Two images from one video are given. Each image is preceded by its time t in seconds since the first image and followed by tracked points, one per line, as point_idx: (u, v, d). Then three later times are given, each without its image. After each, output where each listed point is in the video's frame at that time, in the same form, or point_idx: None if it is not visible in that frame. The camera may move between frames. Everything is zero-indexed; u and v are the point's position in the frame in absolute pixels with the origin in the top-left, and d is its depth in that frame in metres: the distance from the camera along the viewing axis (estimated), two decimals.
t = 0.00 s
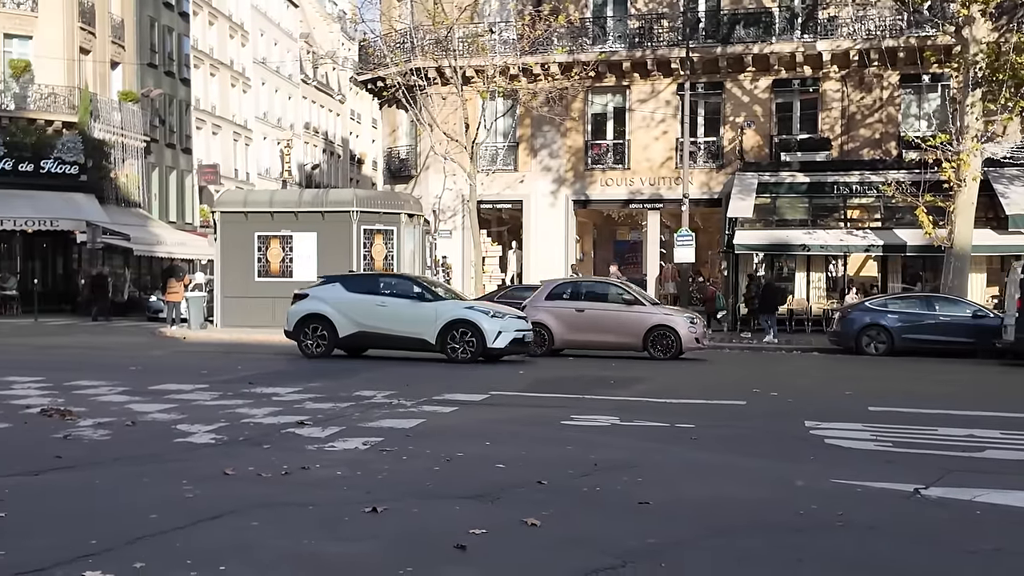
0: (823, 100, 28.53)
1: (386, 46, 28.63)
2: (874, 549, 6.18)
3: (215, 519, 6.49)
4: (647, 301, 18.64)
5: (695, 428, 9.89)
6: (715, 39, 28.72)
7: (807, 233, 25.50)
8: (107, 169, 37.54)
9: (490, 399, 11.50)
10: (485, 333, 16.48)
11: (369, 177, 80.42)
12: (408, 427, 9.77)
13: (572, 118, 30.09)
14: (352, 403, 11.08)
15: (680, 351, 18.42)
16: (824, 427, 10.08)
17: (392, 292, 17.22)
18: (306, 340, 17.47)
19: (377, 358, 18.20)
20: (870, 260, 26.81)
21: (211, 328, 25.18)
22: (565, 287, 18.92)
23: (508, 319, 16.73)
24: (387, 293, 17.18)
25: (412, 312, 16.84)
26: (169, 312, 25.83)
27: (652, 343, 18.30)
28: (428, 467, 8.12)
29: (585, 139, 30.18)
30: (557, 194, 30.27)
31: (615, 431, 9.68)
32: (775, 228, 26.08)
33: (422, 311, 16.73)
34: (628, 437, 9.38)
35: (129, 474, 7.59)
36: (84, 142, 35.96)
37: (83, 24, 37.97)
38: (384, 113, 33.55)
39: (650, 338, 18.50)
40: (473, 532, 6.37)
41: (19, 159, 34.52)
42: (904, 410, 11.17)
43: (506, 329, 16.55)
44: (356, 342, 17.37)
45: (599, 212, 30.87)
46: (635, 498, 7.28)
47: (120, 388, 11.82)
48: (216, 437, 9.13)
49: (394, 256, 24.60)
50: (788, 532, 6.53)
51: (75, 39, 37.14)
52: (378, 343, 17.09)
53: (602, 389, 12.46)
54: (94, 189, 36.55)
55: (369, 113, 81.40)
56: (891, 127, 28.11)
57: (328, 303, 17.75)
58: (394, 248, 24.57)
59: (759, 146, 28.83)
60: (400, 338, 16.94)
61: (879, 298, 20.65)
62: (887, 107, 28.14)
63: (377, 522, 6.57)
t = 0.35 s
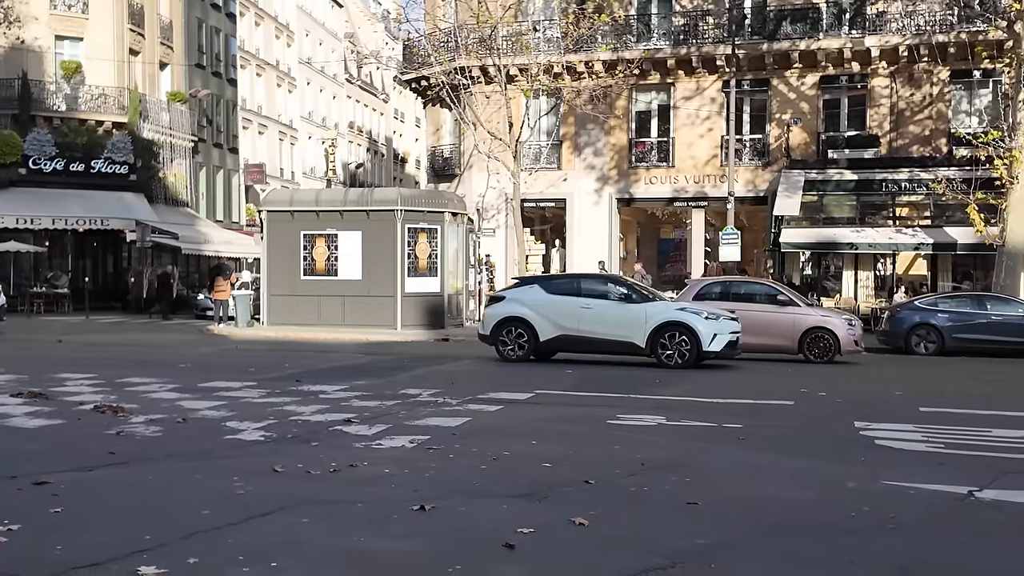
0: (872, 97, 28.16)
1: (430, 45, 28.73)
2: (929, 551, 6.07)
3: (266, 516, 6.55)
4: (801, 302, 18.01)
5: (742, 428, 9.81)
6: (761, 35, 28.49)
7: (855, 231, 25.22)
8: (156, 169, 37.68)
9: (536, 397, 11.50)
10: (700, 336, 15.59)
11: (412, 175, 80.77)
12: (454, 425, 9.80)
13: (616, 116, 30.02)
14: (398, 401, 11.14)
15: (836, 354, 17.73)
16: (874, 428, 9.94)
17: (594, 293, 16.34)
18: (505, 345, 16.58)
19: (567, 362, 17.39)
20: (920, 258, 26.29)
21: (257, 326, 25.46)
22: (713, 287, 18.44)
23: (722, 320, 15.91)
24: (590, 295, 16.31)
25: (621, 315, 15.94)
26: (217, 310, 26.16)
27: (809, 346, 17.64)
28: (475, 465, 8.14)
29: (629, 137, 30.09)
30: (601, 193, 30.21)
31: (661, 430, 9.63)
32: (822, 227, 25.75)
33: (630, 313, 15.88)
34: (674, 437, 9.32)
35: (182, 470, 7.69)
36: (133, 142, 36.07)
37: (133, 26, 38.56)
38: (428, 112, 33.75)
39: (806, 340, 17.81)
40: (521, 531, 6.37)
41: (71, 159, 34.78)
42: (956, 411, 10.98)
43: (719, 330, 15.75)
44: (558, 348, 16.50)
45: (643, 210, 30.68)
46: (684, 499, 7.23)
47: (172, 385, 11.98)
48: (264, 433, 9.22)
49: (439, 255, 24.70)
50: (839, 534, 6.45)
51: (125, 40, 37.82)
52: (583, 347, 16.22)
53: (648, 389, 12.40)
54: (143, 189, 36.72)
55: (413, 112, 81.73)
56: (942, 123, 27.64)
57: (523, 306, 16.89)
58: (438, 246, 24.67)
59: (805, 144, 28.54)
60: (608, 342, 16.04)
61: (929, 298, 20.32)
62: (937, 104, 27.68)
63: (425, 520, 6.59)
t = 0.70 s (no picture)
0: (922, 93, 27.76)
1: (474, 44, 28.71)
2: (990, 554, 5.96)
3: (319, 513, 6.60)
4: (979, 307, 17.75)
5: (793, 428, 9.71)
6: (808, 31, 28.21)
7: (906, 229, 24.73)
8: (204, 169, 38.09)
9: (583, 396, 11.49)
10: (952, 343, 14.60)
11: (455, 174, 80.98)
12: (503, 424, 9.81)
13: (661, 113, 29.87)
14: (446, 399, 11.18)
15: (1019, 359, 17.20)
16: (927, 428, 9.80)
17: (829, 296, 15.39)
18: (731, 353, 15.70)
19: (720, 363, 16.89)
20: (971, 256, 26.14)
21: (304, 324, 25.70)
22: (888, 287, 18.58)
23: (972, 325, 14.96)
24: (823, 297, 15.37)
25: (863, 320, 14.97)
26: (264, 308, 26.42)
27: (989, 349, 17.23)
28: (525, 463, 8.15)
29: (674, 134, 29.94)
30: (646, 191, 30.10)
31: (710, 430, 9.56)
32: (871, 224, 25.32)
33: (873, 317, 14.92)
34: (724, 436, 9.26)
35: (235, 467, 7.77)
36: (182, 142, 36.54)
37: (182, 27, 39.07)
38: (472, 111, 33.85)
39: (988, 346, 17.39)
40: (573, 530, 6.36)
41: (122, 159, 35.31)
42: (1012, 412, 10.78)
43: (972, 337, 14.75)
44: (787, 354, 15.56)
45: (688, 208, 30.47)
46: (736, 499, 7.17)
47: (223, 382, 12.12)
48: (315, 431, 9.30)
49: (483, 254, 24.70)
50: (894, 536, 6.37)
51: (174, 41, 38.35)
52: (818, 353, 15.26)
53: (696, 388, 12.32)
54: (192, 188, 37.23)
55: (455, 110, 81.94)
56: (994, 120, 27.20)
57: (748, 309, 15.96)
58: (482, 244, 24.75)
59: (854, 140, 28.16)
60: (847, 348, 15.08)
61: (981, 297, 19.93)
62: (989, 100, 27.24)
63: (476, 518, 6.59)
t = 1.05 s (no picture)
0: (968, 89, 27.38)
1: (515, 42, 28.75)
2: None
3: (367, 509, 6.63)
4: None
5: (840, 428, 9.62)
6: (852, 28, 27.88)
7: (952, 227, 24.47)
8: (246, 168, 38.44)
9: (626, 395, 11.46)
10: None
11: (494, 172, 81.06)
12: (546, 422, 9.81)
13: (702, 110, 29.75)
14: (489, 397, 11.21)
15: None
16: (977, 428, 9.65)
17: None
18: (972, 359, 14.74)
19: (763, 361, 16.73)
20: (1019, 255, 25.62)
21: (344, 322, 25.86)
22: None
23: None
24: None
25: None
26: (305, 306, 26.65)
27: None
28: (570, 462, 8.14)
29: (715, 132, 29.78)
30: (686, 189, 29.96)
31: (754, 430, 9.49)
32: (915, 222, 25.11)
33: None
34: (769, 436, 9.19)
35: (282, 463, 7.84)
36: (225, 142, 36.99)
37: (224, 27, 39.51)
38: (512, 110, 33.88)
39: None
40: (621, 529, 6.33)
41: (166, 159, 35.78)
42: None
43: None
44: None
45: (729, 206, 30.26)
46: (783, 499, 7.11)
47: (267, 379, 12.24)
48: (360, 428, 9.36)
49: (523, 252, 24.70)
50: (947, 537, 6.27)
51: (216, 41, 38.81)
52: None
53: (739, 387, 12.24)
54: (234, 187, 37.61)
55: (494, 109, 82.02)
56: None
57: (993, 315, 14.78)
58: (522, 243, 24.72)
59: (898, 137, 27.89)
60: None
61: None
62: None
63: (522, 516, 6.59)
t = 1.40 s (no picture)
0: (1017, 83, 26.94)
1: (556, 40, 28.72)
2: None
3: (414, 507, 6.65)
4: None
5: (889, 428, 9.50)
6: (898, 22, 27.60)
7: (1001, 224, 23.90)
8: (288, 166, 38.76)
9: (669, 393, 11.41)
10: None
11: (533, 170, 81.04)
12: (590, 420, 9.79)
13: (745, 107, 29.50)
14: (531, 395, 11.21)
15: None
16: None
17: None
18: None
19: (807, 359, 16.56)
20: None
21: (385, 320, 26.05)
22: None
23: None
24: None
25: None
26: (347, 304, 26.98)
27: None
28: (614, 461, 8.10)
29: (758, 128, 29.55)
30: (729, 186, 29.77)
31: (801, 429, 9.39)
32: (963, 219, 24.67)
33: None
34: (816, 436, 9.10)
35: (328, 460, 7.88)
36: (267, 141, 37.28)
37: (267, 27, 39.87)
38: (552, 107, 33.89)
39: None
40: (669, 529, 6.28)
41: (210, 158, 36.20)
42: None
43: None
44: None
45: (772, 203, 29.99)
46: (833, 499, 7.03)
47: (311, 377, 12.32)
48: (404, 425, 9.39)
49: (564, 249, 24.71)
50: (1002, 539, 6.15)
51: (259, 41, 39.20)
52: None
53: (784, 386, 12.12)
54: (276, 186, 37.90)
55: (534, 106, 82.00)
56: None
57: None
58: (562, 240, 24.71)
59: (945, 133, 27.53)
60: None
61: None
62: None
63: (569, 515, 6.56)
